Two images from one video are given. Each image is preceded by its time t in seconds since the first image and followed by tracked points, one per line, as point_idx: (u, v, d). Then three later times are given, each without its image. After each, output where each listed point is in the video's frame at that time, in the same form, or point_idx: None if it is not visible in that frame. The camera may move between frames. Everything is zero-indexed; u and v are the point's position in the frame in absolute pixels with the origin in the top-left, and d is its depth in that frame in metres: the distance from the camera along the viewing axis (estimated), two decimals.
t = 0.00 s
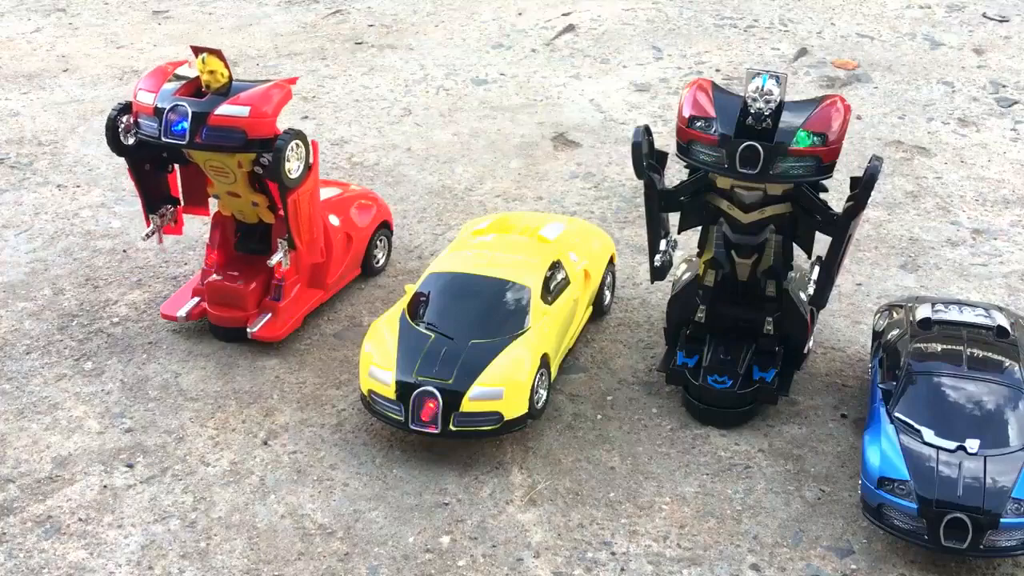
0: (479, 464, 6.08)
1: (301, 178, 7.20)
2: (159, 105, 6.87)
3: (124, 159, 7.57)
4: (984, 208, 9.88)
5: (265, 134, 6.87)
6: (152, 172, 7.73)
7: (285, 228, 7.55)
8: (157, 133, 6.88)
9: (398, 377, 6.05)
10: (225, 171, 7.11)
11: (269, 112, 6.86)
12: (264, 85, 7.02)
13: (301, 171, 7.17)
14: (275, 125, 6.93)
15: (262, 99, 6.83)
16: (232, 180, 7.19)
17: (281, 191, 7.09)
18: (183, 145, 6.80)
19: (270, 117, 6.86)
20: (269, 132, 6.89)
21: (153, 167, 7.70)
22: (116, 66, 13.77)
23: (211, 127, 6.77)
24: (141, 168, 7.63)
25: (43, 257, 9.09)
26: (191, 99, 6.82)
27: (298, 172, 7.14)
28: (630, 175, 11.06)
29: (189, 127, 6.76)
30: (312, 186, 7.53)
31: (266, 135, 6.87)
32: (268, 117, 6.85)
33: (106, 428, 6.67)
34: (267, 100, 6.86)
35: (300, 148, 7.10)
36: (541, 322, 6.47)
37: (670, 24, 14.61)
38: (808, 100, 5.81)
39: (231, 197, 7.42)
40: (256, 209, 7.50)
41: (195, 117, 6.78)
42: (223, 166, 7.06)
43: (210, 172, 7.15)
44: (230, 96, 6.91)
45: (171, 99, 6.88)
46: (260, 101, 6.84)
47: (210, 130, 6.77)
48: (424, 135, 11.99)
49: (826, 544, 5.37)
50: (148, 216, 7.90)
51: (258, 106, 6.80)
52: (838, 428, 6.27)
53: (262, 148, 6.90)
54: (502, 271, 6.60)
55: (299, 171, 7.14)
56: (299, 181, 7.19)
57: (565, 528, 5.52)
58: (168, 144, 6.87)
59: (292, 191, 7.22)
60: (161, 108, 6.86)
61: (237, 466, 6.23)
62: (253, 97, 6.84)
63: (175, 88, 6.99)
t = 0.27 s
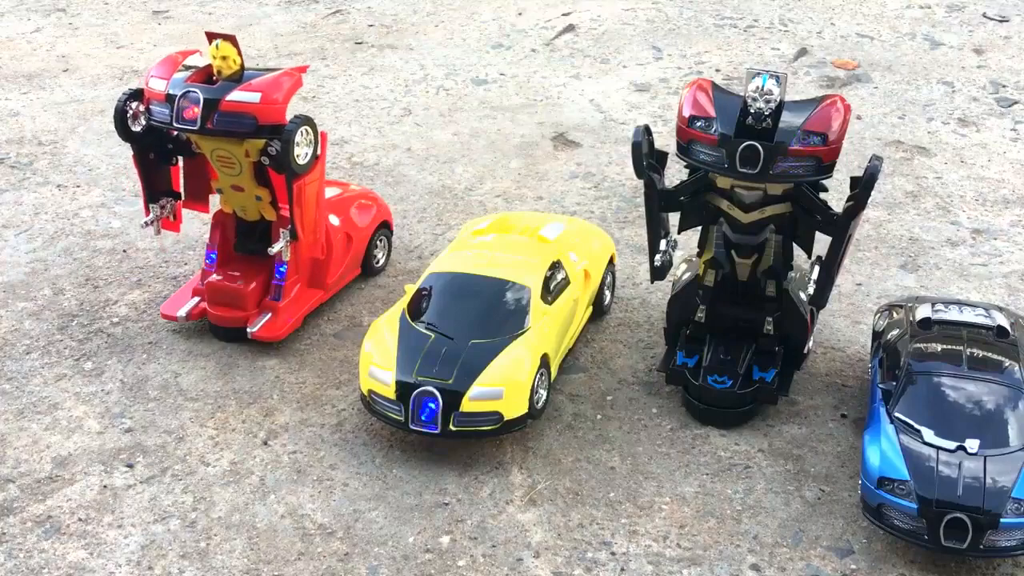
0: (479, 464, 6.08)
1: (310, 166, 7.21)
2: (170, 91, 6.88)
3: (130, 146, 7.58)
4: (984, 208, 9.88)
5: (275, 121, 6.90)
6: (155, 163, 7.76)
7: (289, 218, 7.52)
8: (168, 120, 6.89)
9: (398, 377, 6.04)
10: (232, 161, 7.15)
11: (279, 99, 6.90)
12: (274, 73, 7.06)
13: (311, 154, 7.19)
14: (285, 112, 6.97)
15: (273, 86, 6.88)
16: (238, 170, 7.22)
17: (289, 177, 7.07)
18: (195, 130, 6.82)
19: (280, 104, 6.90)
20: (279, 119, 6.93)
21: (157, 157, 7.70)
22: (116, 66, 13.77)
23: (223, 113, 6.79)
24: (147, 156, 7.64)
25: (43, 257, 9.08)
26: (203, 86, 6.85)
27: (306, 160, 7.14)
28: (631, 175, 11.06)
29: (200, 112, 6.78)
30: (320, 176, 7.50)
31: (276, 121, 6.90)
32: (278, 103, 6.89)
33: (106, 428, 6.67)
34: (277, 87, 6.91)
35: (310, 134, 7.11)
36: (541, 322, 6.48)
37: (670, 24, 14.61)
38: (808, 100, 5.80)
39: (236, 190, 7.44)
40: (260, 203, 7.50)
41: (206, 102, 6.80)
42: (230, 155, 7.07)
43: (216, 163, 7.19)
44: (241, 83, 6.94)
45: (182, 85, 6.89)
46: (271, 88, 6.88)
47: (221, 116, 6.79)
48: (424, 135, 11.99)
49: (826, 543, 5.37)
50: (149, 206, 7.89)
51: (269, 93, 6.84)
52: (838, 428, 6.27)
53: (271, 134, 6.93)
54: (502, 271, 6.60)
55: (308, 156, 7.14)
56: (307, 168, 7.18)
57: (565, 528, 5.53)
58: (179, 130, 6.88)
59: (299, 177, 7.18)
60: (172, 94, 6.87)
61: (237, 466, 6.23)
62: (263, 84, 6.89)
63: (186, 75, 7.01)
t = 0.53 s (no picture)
0: (479, 464, 6.08)
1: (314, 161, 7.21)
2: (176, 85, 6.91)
3: (133, 140, 7.60)
4: (983, 208, 9.88)
5: (279, 115, 6.91)
6: (158, 157, 7.77)
7: (292, 214, 7.49)
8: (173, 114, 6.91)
9: (398, 377, 6.04)
10: (235, 158, 7.16)
11: (284, 93, 6.91)
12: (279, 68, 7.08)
13: (316, 147, 7.18)
14: (290, 107, 6.98)
15: (278, 81, 6.89)
16: (240, 167, 7.23)
17: (294, 172, 7.06)
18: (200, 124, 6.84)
19: (285, 99, 6.92)
20: (284, 113, 6.94)
21: (159, 152, 7.72)
22: (116, 66, 13.77)
23: (228, 107, 6.81)
24: (149, 151, 7.66)
25: (43, 257, 9.08)
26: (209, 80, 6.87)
27: (310, 156, 7.13)
28: (631, 175, 11.06)
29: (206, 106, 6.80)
30: (323, 173, 7.49)
31: (281, 116, 6.91)
32: (283, 98, 6.90)
33: (106, 428, 6.67)
34: (282, 82, 6.92)
35: (314, 129, 7.09)
36: (541, 322, 6.48)
37: (670, 24, 14.61)
38: (808, 100, 5.80)
39: (237, 188, 7.46)
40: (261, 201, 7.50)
41: (212, 97, 6.83)
42: (234, 151, 7.08)
43: (219, 160, 7.20)
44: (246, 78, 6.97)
45: (188, 80, 6.92)
46: (276, 83, 6.90)
47: (226, 110, 6.81)
48: (424, 135, 11.98)
49: (826, 543, 5.37)
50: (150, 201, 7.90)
51: (274, 88, 6.85)
52: (838, 428, 6.27)
53: (276, 129, 6.92)
54: (502, 271, 6.60)
55: (314, 149, 7.14)
56: (311, 164, 7.17)
57: (565, 528, 5.53)
58: (185, 124, 6.90)
59: (302, 173, 7.17)
60: (178, 89, 6.90)
61: (237, 466, 6.23)
62: (269, 79, 6.90)
63: (191, 70, 7.05)
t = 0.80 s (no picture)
0: (479, 464, 6.08)
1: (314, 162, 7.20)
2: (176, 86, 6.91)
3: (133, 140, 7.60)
4: (983, 208, 9.88)
5: (279, 115, 6.91)
6: (158, 157, 7.76)
7: (292, 214, 7.49)
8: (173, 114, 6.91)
9: (398, 377, 6.04)
10: (235, 158, 7.16)
11: (284, 93, 6.91)
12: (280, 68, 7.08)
13: (316, 148, 7.18)
14: (290, 108, 6.97)
15: (278, 81, 6.89)
16: (240, 167, 7.23)
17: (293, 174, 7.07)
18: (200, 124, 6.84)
19: (285, 99, 6.91)
20: (285, 113, 6.93)
21: (159, 152, 7.72)
22: (116, 66, 13.77)
23: (228, 107, 6.81)
24: (149, 151, 7.66)
25: (43, 257, 9.08)
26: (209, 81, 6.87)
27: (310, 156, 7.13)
28: (631, 175, 11.06)
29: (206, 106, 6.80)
30: (323, 173, 7.48)
31: (281, 116, 6.91)
32: (283, 98, 6.90)
33: (106, 428, 6.67)
34: (282, 82, 6.92)
35: (314, 129, 7.09)
36: (541, 322, 6.48)
37: (670, 24, 14.61)
38: (808, 100, 5.81)
39: (237, 188, 7.46)
40: (261, 201, 7.50)
41: (212, 97, 6.83)
42: (234, 151, 7.08)
43: (219, 160, 7.20)
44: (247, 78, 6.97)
45: (188, 80, 6.92)
46: (276, 83, 6.90)
47: (226, 110, 6.81)
48: (424, 135, 11.98)
49: (826, 543, 5.37)
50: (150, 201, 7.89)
51: (274, 88, 6.85)
52: (838, 428, 6.27)
53: (276, 129, 6.92)
54: (502, 271, 6.60)
55: (314, 149, 7.13)
56: (311, 165, 7.18)
57: (565, 528, 5.52)
58: (185, 124, 6.90)
59: (303, 172, 7.16)
60: (178, 89, 6.90)
61: (237, 466, 6.23)
62: (269, 79, 6.90)
63: (191, 70, 7.05)
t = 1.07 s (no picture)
0: (479, 464, 6.07)
1: (313, 162, 7.20)
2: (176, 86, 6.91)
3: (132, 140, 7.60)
4: (983, 207, 9.88)
5: (279, 116, 6.91)
6: (158, 157, 7.76)
7: (291, 214, 7.49)
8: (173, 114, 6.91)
9: (398, 377, 6.04)
10: (235, 158, 7.16)
11: (284, 93, 6.91)
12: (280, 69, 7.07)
13: (315, 149, 7.18)
14: (290, 108, 6.97)
15: (278, 81, 6.89)
16: (241, 167, 7.23)
17: (293, 175, 7.07)
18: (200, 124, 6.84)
19: (285, 99, 6.91)
20: (285, 113, 6.93)
21: (158, 152, 7.72)
22: (116, 66, 13.77)
23: (227, 107, 6.81)
24: (148, 151, 7.66)
25: (43, 258, 9.08)
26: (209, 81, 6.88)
27: (310, 156, 7.13)
28: (630, 175, 11.06)
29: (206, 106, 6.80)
30: (323, 173, 7.48)
31: (281, 116, 6.91)
32: (283, 98, 6.90)
33: (105, 428, 6.67)
34: (283, 82, 6.92)
35: (314, 129, 7.09)
36: (541, 322, 6.47)
37: (670, 24, 14.61)
38: (808, 99, 5.81)
39: (237, 188, 7.46)
40: (261, 201, 7.50)
41: (212, 97, 6.83)
42: (234, 151, 7.08)
43: (219, 160, 7.20)
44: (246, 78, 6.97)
45: (188, 81, 6.93)
46: (276, 84, 6.90)
47: (226, 110, 6.82)
48: (424, 136, 11.98)
49: (826, 543, 5.37)
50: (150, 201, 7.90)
51: (274, 88, 6.85)
52: (839, 428, 6.27)
53: (276, 130, 6.92)
54: (502, 272, 6.60)
55: (313, 150, 7.13)
56: (311, 166, 7.18)
57: (565, 528, 5.52)
58: (185, 124, 6.90)
59: (303, 172, 7.16)
60: (178, 89, 6.90)
61: (237, 466, 6.23)
62: (269, 80, 6.90)
63: (191, 70, 7.05)
